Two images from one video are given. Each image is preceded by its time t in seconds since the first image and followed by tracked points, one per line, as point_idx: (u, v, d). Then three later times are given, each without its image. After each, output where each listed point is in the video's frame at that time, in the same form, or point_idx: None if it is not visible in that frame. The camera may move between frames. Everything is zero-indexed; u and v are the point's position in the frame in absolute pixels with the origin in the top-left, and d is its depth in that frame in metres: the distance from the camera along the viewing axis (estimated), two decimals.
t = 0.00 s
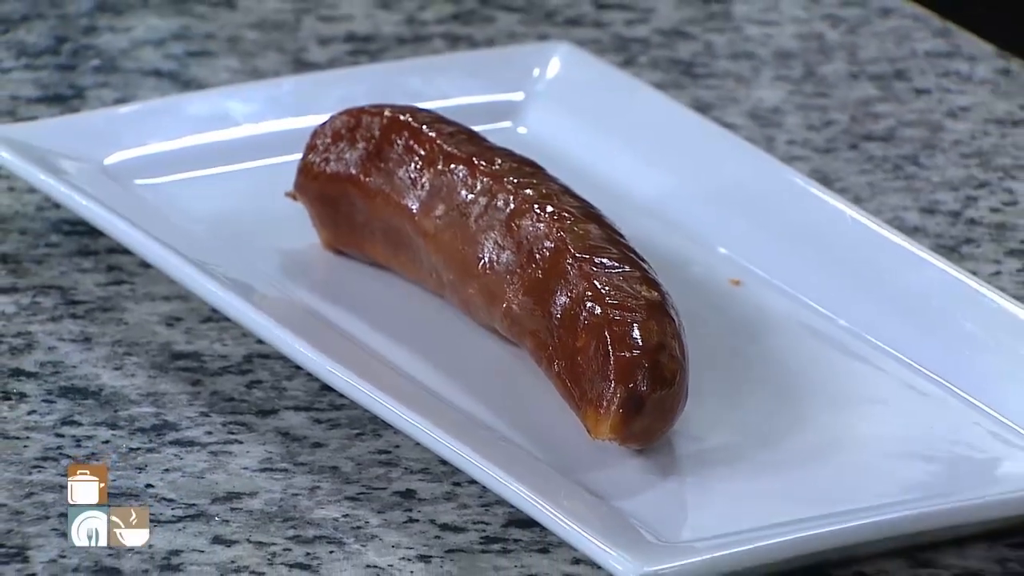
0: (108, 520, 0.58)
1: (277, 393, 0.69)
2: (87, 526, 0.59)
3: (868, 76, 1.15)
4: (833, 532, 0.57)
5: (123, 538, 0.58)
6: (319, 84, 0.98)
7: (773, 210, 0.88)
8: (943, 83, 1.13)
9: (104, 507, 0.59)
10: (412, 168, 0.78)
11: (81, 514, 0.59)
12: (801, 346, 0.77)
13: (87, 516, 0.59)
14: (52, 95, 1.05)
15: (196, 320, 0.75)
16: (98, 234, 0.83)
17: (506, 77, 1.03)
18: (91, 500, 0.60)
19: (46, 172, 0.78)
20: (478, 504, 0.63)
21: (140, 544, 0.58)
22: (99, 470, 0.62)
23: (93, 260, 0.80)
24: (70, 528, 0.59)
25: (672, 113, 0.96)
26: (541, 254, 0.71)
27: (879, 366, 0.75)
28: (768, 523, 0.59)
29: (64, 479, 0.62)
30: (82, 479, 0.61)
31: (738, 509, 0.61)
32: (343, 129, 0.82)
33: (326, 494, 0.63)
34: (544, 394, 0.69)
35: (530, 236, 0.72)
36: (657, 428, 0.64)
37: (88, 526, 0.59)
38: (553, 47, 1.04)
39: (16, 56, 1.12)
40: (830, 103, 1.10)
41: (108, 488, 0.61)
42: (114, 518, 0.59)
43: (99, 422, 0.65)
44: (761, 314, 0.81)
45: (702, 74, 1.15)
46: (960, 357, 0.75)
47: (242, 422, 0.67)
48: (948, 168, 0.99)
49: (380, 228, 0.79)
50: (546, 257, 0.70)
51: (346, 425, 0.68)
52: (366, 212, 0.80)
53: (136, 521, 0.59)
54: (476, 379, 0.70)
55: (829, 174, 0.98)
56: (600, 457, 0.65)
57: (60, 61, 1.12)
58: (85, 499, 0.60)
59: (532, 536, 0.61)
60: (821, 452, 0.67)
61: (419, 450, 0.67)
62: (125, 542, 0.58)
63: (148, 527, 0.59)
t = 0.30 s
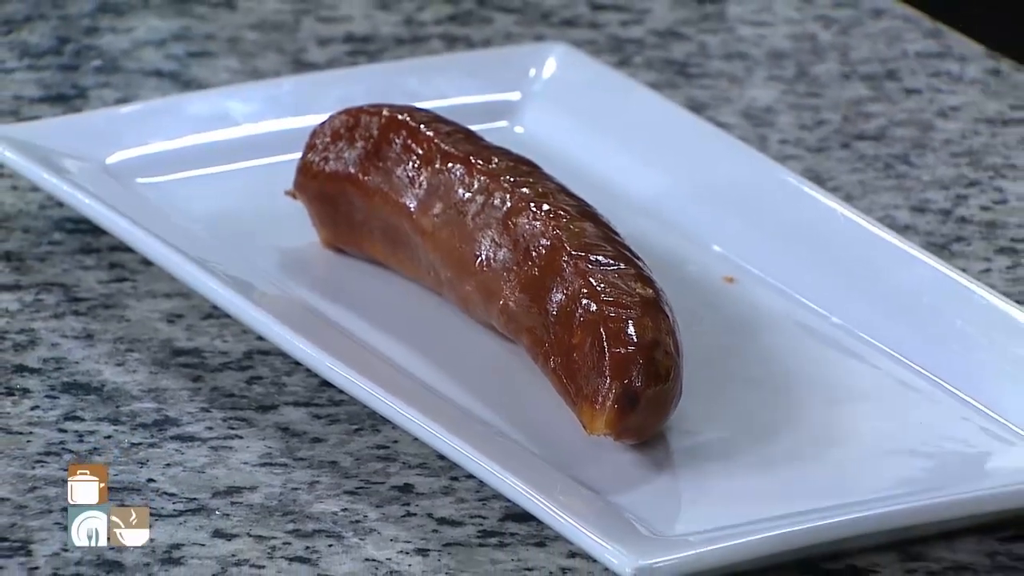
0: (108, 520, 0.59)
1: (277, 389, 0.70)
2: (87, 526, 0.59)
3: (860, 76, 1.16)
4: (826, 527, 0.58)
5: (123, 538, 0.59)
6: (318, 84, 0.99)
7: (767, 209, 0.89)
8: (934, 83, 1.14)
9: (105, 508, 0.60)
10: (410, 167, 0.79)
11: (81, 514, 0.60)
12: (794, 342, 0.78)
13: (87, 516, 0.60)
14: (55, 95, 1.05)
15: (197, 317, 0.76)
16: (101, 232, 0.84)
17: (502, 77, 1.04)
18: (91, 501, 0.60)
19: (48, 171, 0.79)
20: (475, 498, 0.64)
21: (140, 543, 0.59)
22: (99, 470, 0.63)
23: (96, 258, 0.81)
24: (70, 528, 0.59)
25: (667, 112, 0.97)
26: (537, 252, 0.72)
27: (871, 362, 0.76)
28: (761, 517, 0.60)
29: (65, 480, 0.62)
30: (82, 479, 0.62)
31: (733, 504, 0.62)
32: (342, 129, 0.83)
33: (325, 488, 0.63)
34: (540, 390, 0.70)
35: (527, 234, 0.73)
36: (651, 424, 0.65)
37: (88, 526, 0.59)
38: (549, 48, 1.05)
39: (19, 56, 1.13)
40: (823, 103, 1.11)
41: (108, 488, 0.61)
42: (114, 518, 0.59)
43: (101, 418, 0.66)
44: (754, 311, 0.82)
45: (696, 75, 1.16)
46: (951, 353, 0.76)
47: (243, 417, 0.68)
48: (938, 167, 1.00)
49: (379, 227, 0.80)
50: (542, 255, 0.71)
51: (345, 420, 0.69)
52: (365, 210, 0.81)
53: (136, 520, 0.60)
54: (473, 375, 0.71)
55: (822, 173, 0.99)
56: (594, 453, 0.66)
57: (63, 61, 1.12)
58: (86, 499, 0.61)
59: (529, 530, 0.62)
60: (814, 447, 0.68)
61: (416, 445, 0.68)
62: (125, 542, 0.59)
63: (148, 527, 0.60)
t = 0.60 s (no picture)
0: (108, 520, 0.59)
1: (273, 384, 0.71)
2: (86, 527, 0.60)
3: (849, 75, 1.17)
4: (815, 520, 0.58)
5: (123, 538, 0.59)
6: (314, 84, 0.99)
7: (758, 206, 0.89)
8: (922, 82, 1.15)
9: (105, 508, 0.60)
10: (404, 165, 0.80)
11: (81, 514, 0.60)
12: (783, 338, 0.79)
13: (87, 516, 0.60)
14: (54, 94, 1.06)
15: (194, 313, 0.77)
16: (99, 229, 0.84)
17: (496, 75, 1.05)
18: (91, 501, 0.61)
19: (46, 169, 0.80)
20: (469, 492, 0.65)
21: (141, 544, 0.59)
22: (99, 470, 0.63)
23: (94, 254, 0.81)
24: (70, 528, 0.60)
25: (659, 111, 0.98)
26: (530, 248, 0.73)
27: (860, 357, 0.77)
28: (752, 510, 0.61)
29: (64, 480, 0.62)
30: (82, 479, 0.62)
31: (723, 498, 0.63)
32: (337, 128, 0.84)
33: (321, 482, 0.64)
34: (533, 384, 0.71)
35: (520, 231, 0.73)
36: (643, 418, 0.65)
37: (87, 526, 0.60)
38: (542, 47, 1.06)
39: (18, 55, 1.13)
40: (813, 102, 1.12)
41: (108, 489, 0.62)
42: (114, 518, 0.60)
43: (99, 413, 0.67)
44: (745, 307, 0.83)
45: (687, 74, 1.17)
46: (939, 349, 0.77)
47: (239, 412, 0.69)
48: (927, 165, 1.01)
49: (374, 224, 0.81)
50: (535, 252, 0.72)
51: (340, 415, 0.69)
52: (359, 208, 0.82)
53: (136, 520, 0.60)
54: (466, 370, 0.72)
55: (811, 171, 1.00)
56: (587, 447, 0.66)
57: (61, 61, 1.13)
58: (86, 499, 0.61)
59: (522, 523, 0.63)
60: (803, 441, 0.69)
61: (411, 439, 0.68)
62: (124, 542, 0.59)
63: (148, 526, 0.60)
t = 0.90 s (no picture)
0: (108, 520, 0.60)
1: (268, 378, 0.72)
2: (87, 526, 0.60)
3: (837, 73, 1.18)
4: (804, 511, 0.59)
5: (123, 538, 0.60)
6: (310, 81, 1.00)
7: (748, 203, 0.90)
8: (909, 79, 1.16)
9: (105, 508, 0.60)
10: (398, 162, 0.81)
11: (81, 514, 0.60)
12: (773, 332, 0.80)
13: (87, 516, 0.60)
14: (51, 92, 1.07)
15: (190, 307, 0.77)
16: (96, 225, 0.85)
17: (488, 73, 1.05)
18: (91, 501, 0.61)
19: (44, 165, 0.81)
20: (463, 485, 0.66)
21: (141, 544, 0.59)
22: (99, 470, 0.63)
23: (91, 250, 0.82)
24: (70, 528, 0.60)
25: (650, 108, 0.99)
26: (523, 244, 0.74)
27: (849, 351, 0.78)
28: (744, 502, 0.62)
29: (64, 479, 0.63)
30: (82, 479, 0.63)
31: (714, 490, 0.64)
32: (332, 124, 0.85)
33: (315, 475, 0.65)
34: (525, 378, 0.72)
35: (512, 227, 0.74)
36: (634, 412, 0.66)
37: (88, 526, 0.60)
38: (534, 45, 1.07)
39: (16, 54, 1.14)
40: (801, 99, 1.13)
41: (108, 488, 0.62)
42: (114, 518, 0.60)
43: (96, 407, 0.68)
44: (735, 302, 0.84)
45: (677, 71, 1.18)
46: (927, 343, 0.78)
47: (235, 406, 0.69)
48: (914, 161, 1.02)
49: (368, 220, 0.82)
50: (527, 247, 0.73)
51: (334, 409, 0.70)
52: (354, 204, 0.82)
53: (136, 521, 0.60)
54: (459, 365, 0.73)
55: (800, 167, 1.01)
56: (578, 440, 0.67)
57: (59, 59, 1.14)
58: (86, 499, 0.61)
59: (514, 516, 0.64)
60: (792, 434, 0.70)
61: (405, 432, 0.69)
62: (125, 543, 0.59)
63: (147, 527, 0.60)
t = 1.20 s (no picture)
0: (108, 520, 0.60)
1: (263, 371, 0.73)
2: (87, 526, 0.60)
3: (825, 70, 1.19)
4: (793, 503, 0.60)
5: (123, 538, 0.60)
6: (304, 78, 1.01)
7: (738, 199, 0.91)
8: (896, 76, 1.18)
9: (104, 508, 0.61)
10: (391, 158, 0.82)
11: (81, 514, 0.61)
12: (761, 326, 0.81)
13: (87, 516, 0.61)
14: (49, 89, 1.07)
15: (186, 302, 0.78)
16: (93, 220, 0.86)
17: (480, 70, 1.06)
18: (91, 501, 0.61)
19: (42, 162, 0.82)
20: (455, 477, 0.67)
21: (140, 544, 0.60)
22: (98, 470, 0.64)
23: (88, 245, 0.83)
24: (71, 527, 0.60)
25: (641, 105, 1.00)
26: (515, 239, 0.74)
27: (837, 345, 0.80)
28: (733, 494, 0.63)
29: (64, 479, 0.63)
30: (82, 479, 0.63)
31: (703, 482, 0.65)
32: (325, 121, 0.86)
33: (310, 467, 0.66)
34: (517, 371, 0.73)
35: (504, 222, 0.75)
36: (625, 405, 0.67)
37: (88, 526, 0.60)
38: (526, 42, 1.08)
39: (14, 51, 1.15)
40: (789, 96, 1.14)
41: (108, 488, 0.63)
42: (114, 518, 0.60)
43: (93, 400, 0.69)
44: (724, 296, 0.85)
45: (667, 68, 1.18)
46: (914, 337, 0.79)
47: (230, 399, 0.70)
48: (901, 157, 1.03)
49: (362, 215, 0.83)
50: (519, 242, 0.74)
51: (329, 402, 0.71)
52: (348, 199, 0.83)
53: (136, 521, 0.61)
54: (452, 358, 0.74)
55: (788, 163, 1.02)
56: (569, 432, 0.68)
57: (57, 56, 1.14)
58: (85, 498, 0.62)
59: (507, 507, 0.65)
60: (781, 427, 0.71)
61: (398, 425, 0.70)
62: (125, 542, 0.60)
63: (147, 527, 0.61)
